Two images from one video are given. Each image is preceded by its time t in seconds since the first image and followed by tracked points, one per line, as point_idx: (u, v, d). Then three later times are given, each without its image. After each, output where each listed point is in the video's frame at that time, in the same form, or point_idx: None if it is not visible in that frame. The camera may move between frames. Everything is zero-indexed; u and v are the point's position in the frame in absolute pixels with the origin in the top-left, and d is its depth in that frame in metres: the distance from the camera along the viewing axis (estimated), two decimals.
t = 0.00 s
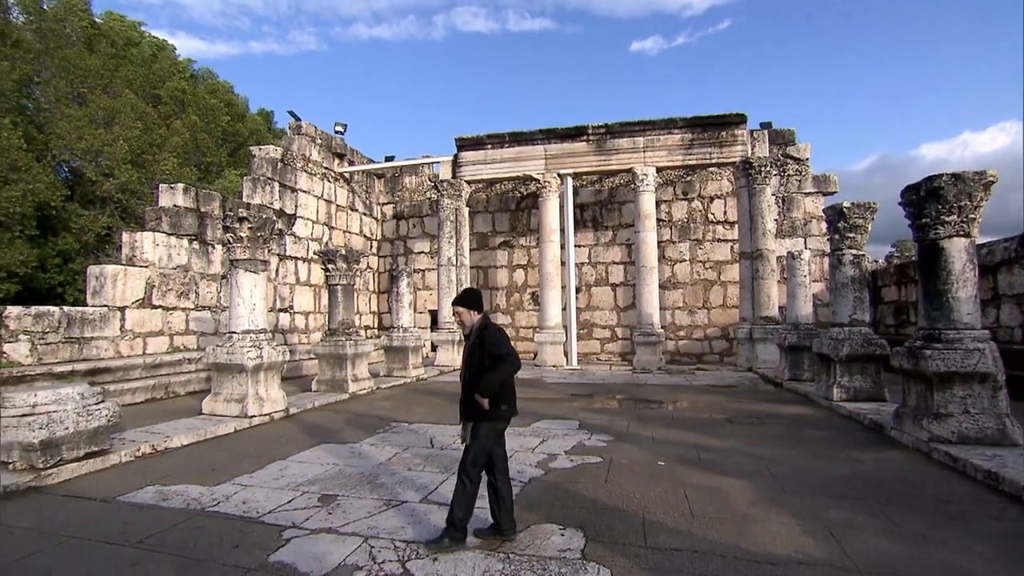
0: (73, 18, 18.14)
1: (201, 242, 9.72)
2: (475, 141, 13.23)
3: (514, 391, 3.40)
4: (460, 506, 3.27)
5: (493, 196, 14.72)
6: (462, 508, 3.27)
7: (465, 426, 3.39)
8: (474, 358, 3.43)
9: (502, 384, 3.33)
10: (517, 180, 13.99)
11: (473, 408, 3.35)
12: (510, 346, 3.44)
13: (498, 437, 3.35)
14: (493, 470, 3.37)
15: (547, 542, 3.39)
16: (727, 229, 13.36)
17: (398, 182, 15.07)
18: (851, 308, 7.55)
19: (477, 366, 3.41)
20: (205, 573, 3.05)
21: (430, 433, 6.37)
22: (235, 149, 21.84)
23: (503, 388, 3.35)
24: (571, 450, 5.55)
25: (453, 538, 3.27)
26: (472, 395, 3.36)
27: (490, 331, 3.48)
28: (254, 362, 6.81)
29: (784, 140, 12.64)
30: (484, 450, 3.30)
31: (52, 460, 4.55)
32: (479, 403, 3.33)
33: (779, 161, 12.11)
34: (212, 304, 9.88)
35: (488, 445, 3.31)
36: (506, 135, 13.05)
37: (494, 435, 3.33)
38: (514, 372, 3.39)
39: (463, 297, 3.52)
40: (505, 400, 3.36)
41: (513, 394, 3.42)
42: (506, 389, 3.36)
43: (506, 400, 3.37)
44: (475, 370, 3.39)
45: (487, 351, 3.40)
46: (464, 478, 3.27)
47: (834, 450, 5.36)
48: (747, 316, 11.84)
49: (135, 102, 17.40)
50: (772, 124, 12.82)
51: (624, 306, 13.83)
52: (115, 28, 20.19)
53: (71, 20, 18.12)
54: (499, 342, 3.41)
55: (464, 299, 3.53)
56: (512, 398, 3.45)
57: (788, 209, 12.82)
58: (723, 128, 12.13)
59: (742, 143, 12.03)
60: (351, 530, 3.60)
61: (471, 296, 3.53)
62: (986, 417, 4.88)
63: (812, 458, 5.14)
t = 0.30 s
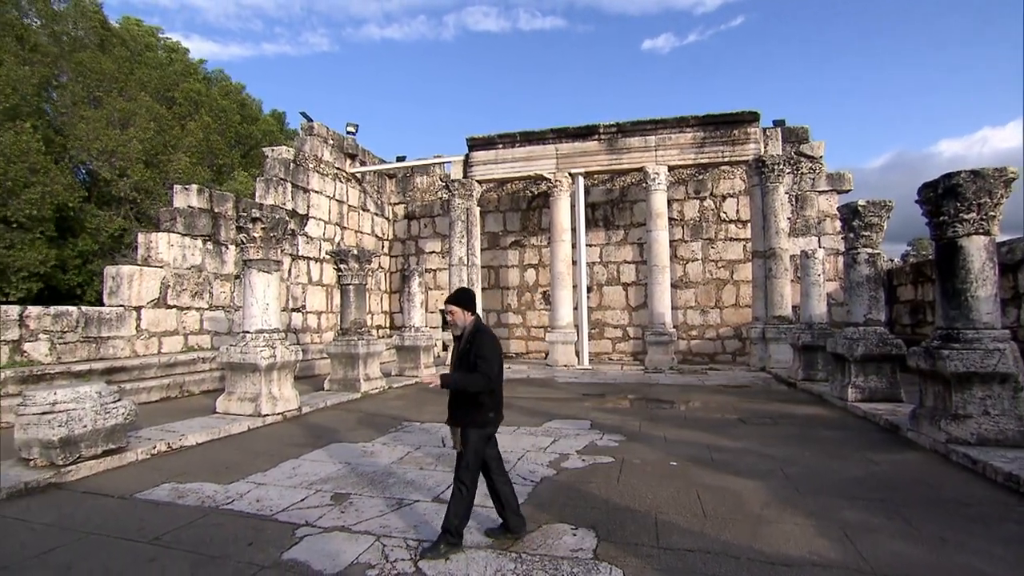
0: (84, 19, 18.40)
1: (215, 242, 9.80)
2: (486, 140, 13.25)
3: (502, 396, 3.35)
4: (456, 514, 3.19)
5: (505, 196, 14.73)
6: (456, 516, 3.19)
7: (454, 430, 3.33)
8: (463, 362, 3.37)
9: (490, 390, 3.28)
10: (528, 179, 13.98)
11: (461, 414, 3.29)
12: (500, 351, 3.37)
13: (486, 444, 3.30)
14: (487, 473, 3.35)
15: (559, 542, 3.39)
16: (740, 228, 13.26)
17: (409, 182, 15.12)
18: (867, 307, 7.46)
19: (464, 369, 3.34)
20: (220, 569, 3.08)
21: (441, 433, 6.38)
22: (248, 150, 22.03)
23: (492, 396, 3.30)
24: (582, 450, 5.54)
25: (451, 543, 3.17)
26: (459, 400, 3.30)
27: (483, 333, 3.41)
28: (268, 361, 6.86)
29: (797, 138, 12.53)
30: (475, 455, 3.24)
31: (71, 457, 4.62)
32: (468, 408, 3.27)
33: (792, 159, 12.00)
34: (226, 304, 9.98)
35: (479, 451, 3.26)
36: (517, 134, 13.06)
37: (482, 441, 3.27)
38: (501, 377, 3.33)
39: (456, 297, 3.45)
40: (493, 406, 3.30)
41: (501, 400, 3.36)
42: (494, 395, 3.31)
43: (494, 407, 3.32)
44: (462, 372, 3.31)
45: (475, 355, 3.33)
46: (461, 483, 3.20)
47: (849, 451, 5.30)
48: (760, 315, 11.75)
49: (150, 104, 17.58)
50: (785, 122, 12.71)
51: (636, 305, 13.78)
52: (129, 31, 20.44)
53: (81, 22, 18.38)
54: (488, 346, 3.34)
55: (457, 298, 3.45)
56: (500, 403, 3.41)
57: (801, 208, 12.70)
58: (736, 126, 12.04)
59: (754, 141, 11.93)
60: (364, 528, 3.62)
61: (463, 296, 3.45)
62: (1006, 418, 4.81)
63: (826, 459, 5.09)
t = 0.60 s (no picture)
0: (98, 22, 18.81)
1: (229, 242, 9.89)
2: (497, 140, 13.26)
3: (492, 396, 3.34)
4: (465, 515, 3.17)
5: (516, 195, 14.74)
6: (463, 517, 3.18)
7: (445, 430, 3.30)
8: (454, 361, 3.35)
9: (479, 391, 3.24)
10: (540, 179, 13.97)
11: (452, 414, 3.26)
12: (491, 352, 3.34)
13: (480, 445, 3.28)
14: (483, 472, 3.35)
15: (571, 541, 3.38)
16: (753, 227, 13.15)
17: (421, 182, 15.17)
18: (883, 306, 7.37)
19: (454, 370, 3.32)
20: (235, 567, 3.10)
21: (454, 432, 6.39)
22: (261, 152, 22.23)
23: (483, 397, 3.27)
24: (594, 449, 5.52)
25: (463, 542, 3.15)
26: (449, 401, 3.26)
27: (476, 332, 3.38)
28: (281, 361, 6.91)
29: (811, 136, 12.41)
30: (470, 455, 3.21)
31: (90, 454, 4.69)
32: (458, 409, 3.25)
33: (806, 157, 11.90)
34: (240, 304, 10.07)
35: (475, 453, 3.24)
36: (529, 134, 13.05)
37: (476, 442, 3.26)
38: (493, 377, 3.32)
39: (451, 292, 3.44)
40: (484, 407, 3.29)
41: (492, 400, 3.35)
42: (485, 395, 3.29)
43: (485, 408, 3.30)
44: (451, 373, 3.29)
45: (465, 355, 3.30)
46: (462, 484, 3.19)
47: (866, 453, 5.24)
48: (773, 315, 11.65)
49: (165, 105, 17.77)
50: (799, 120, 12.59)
51: (648, 305, 13.71)
52: (143, 34, 20.68)
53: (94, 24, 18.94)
54: (480, 345, 3.32)
55: (453, 293, 3.44)
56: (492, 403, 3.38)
57: (816, 206, 12.58)
58: (749, 124, 11.95)
59: (768, 138, 11.83)
60: (376, 526, 3.63)
61: (459, 293, 3.45)
62: None
63: (842, 461, 5.03)
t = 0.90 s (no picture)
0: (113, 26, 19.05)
1: (243, 243, 9.97)
2: (509, 139, 13.26)
3: (491, 395, 3.32)
4: (477, 516, 3.20)
5: (528, 195, 14.73)
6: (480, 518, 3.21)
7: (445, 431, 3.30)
8: (451, 361, 3.35)
9: (479, 392, 3.24)
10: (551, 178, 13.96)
11: (451, 415, 3.26)
12: (490, 351, 3.34)
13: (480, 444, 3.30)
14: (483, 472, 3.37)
15: (584, 542, 3.37)
16: (767, 226, 13.04)
17: (433, 182, 15.20)
18: (900, 306, 7.27)
19: (452, 370, 3.32)
20: (250, 564, 3.13)
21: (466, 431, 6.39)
22: (274, 152, 22.38)
23: (482, 397, 3.27)
24: (607, 449, 5.51)
25: (474, 542, 3.18)
26: (448, 402, 3.27)
27: (475, 331, 3.39)
28: (294, 360, 6.96)
29: (826, 133, 12.29)
30: (471, 456, 3.23)
31: (108, 452, 4.76)
32: (456, 410, 3.25)
33: (820, 155, 11.78)
34: (253, 304, 10.16)
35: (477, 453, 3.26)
36: (540, 133, 13.04)
37: (476, 444, 3.27)
38: (490, 377, 3.31)
39: (447, 291, 3.42)
40: (482, 407, 3.27)
41: (491, 400, 3.34)
42: (483, 396, 3.28)
43: (483, 408, 3.29)
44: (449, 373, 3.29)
45: (463, 355, 3.29)
46: (468, 486, 3.21)
47: (883, 454, 5.18)
48: (787, 314, 11.55)
49: (179, 107, 17.95)
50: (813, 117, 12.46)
51: (660, 304, 13.65)
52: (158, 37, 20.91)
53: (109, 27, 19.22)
54: (476, 345, 3.31)
55: (448, 291, 3.42)
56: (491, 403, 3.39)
57: (830, 204, 12.45)
58: (762, 122, 11.85)
59: (782, 136, 11.72)
60: (389, 525, 3.65)
61: (455, 292, 3.43)
62: None
63: (858, 462, 4.97)
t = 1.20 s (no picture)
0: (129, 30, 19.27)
1: (257, 243, 10.05)
2: (520, 139, 13.26)
3: (481, 397, 3.31)
4: (486, 513, 3.20)
5: (539, 195, 14.73)
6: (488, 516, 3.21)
7: (433, 431, 3.26)
8: (442, 360, 3.35)
9: (466, 389, 3.22)
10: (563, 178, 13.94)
11: (439, 414, 3.23)
12: (479, 350, 3.33)
13: (473, 445, 3.26)
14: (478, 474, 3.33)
15: (597, 542, 3.36)
16: (781, 224, 12.93)
17: (445, 181, 15.24)
18: (917, 305, 7.17)
19: (441, 368, 3.32)
20: (265, 561, 3.16)
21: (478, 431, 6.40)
22: (286, 153, 22.51)
23: (471, 396, 3.25)
24: (620, 449, 5.49)
25: (486, 540, 3.18)
26: (436, 400, 3.25)
27: (467, 331, 3.39)
28: (307, 359, 7.01)
29: (840, 130, 12.17)
30: (463, 457, 3.20)
31: (126, 449, 4.83)
32: (445, 408, 3.22)
33: (836, 153, 11.66)
34: (267, 303, 10.25)
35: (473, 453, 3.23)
36: (552, 132, 13.03)
37: (468, 444, 3.23)
38: (479, 377, 3.30)
39: (444, 292, 3.44)
40: (471, 407, 3.25)
41: (482, 402, 3.32)
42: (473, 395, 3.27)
43: (473, 408, 3.27)
44: (439, 371, 3.29)
45: (453, 354, 3.30)
46: (467, 486, 3.18)
47: (900, 455, 5.11)
48: (802, 313, 11.45)
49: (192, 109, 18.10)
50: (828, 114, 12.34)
51: (673, 303, 13.57)
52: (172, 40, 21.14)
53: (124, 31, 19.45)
54: (469, 344, 3.31)
55: (446, 291, 3.45)
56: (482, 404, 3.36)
57: (846, 202, 12.31)
58: (776, 119, 11.76)
59: (795, 134, 11.63)
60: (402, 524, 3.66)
61: (451, 292, 3.45)
62: None
63: (875, 464, 4.91)
